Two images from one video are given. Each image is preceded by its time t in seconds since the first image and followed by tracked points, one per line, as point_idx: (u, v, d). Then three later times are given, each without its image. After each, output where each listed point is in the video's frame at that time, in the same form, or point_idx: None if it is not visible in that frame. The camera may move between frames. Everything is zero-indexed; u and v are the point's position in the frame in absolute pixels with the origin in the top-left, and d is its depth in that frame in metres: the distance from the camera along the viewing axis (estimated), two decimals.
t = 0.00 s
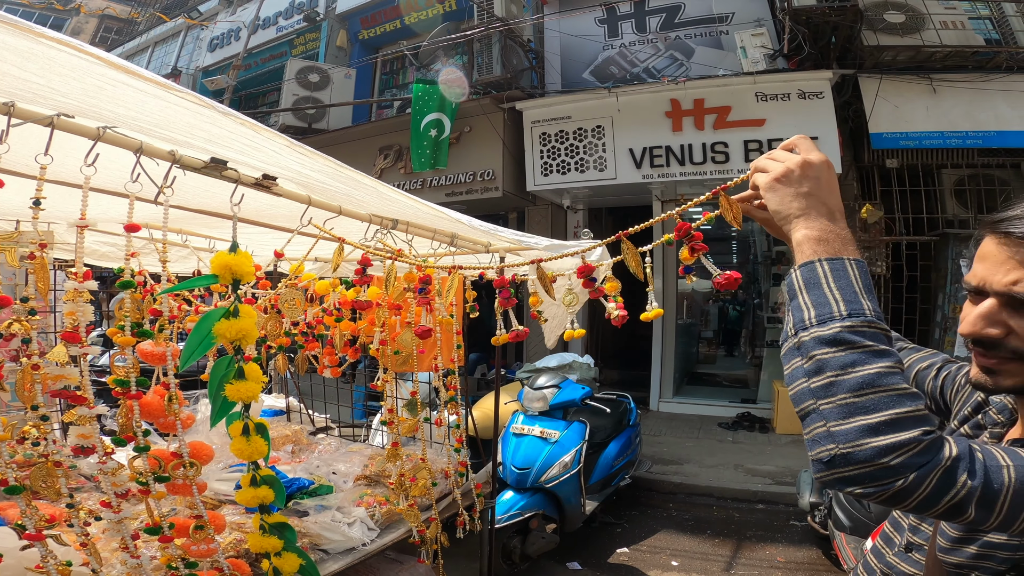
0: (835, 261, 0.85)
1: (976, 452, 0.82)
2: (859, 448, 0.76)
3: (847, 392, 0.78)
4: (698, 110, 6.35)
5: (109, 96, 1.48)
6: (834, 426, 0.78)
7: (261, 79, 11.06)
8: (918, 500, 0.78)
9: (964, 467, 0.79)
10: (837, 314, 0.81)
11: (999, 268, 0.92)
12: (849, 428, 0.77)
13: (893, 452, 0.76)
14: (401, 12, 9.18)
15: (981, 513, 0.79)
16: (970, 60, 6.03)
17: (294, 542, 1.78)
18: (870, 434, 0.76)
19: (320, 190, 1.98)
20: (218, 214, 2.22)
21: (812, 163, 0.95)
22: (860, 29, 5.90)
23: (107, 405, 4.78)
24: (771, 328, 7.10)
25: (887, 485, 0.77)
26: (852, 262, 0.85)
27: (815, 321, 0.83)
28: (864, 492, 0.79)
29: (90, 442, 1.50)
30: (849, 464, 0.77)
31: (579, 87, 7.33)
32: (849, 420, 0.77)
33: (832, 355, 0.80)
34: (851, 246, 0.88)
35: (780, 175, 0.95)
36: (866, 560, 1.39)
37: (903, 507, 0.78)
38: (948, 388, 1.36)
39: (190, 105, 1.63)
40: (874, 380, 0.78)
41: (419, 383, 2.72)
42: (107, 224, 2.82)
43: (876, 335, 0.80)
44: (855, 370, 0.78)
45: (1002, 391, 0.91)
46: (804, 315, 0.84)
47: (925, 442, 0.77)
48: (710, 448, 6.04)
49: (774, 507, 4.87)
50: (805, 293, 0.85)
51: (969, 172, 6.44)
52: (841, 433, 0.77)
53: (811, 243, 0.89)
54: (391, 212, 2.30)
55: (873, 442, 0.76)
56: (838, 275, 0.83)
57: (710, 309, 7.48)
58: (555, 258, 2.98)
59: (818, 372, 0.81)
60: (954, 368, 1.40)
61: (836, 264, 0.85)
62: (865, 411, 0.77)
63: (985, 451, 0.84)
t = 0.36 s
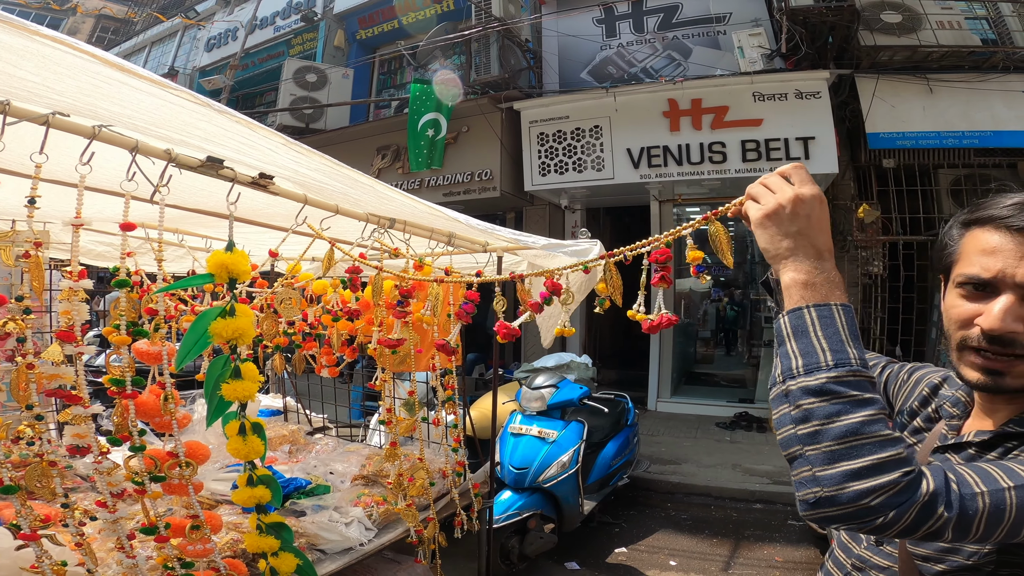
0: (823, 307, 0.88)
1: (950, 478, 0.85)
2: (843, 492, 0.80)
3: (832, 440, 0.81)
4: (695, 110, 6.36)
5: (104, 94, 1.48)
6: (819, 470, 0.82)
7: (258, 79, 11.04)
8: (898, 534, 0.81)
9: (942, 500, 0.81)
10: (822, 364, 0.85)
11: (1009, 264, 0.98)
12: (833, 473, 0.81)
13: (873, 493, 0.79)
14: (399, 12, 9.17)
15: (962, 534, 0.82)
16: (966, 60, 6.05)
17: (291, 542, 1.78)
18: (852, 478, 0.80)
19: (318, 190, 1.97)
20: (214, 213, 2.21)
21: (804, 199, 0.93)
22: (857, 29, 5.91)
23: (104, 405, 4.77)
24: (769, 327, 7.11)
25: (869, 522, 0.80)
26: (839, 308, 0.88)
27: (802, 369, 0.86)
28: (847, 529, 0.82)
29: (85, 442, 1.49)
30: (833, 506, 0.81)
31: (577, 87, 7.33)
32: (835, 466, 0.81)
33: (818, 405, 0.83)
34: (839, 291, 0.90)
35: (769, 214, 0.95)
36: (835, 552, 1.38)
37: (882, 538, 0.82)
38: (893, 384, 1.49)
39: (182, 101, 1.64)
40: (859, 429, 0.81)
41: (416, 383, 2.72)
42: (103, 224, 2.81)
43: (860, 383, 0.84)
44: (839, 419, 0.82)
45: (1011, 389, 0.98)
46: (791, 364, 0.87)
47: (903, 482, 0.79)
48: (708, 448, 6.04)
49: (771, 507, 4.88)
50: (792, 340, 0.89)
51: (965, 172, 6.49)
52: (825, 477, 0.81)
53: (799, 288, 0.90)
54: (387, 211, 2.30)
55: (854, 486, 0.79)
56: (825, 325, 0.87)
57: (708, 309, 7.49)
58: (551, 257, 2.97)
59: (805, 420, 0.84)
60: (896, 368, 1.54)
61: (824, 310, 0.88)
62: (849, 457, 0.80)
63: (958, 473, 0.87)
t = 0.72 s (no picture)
0: (805, 324, 0.92)
1: (940, 492, 0.86)
2: (828, 507, 0.82)
3: (816, 455, 0.84)
4: (693, 110, 6.37)
5: (99, 96, 1.49)
6: (805, 486, 0.85)
7: (256, 79, 11.03)
8: (887, 546, 0.83)
9: (930, 513, 0.82)
10: (806, 381, 0.88)
11: (998, 265, 0.99)
12: (818, 488, 0.84)
13: (858, 508, 0.81)
14: (396, 12, 9.18)
15: (957, 546, 0.83)
16: (963, 60, 6.07)
17: (288, 541, 1.78)
18: (837, 493, 0.82)
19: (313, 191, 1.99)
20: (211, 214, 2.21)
21: (782, 216, 0.99)
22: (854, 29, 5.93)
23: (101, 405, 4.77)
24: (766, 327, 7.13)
25: (856, 536, 0.82)
26: (822, 324, 0.91)
27: (786, 387, 0.90)
28: (836, 543, 0.85)
29: (82, 442, 1.48)
30: (819, 521, 0.83)
31: (575, 87, 7.34)
32: (820, 481, 0.83)
33: (802, 422, 0.86)
34: (820, 306, 0.94)
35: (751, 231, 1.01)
36: (831, 559, 1.39)
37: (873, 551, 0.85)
38: (887, 388, 1.49)
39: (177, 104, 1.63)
40: (842, 445, 0.83)
41: (413, 383, 2.72)
42: (100, 225, 2.81)
43: (844, 399, 0.86)
44: (823, 436, 0.84)
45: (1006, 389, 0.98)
46: (776, 381, 0.91)
47: (889, 497, 0.81)
48: (706, 448, 6.06)
49: (769, 506, 4.90)
50: (777, 358, 0.92)
51: (961, 172, 6.50)
52: (811, 492, 0.83)
53: (782, 304, 0.95)
54: (384, 212, 2.30)
55: (839, 501, 0.82)
56: (808, 343, 0.90)
57: (705, 309, 7.50)
58: (548, 258, 2.97)
59: (790, 437, 0.87)
60: (889, 372, 1.54)
61: (806, 327, 0.91)
62: (833, 472, 0.83)
63: (948, 485, 0.88)
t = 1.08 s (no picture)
0: (806, 327, 0.92)
1: (941, 502, 0.85)
2: (822, 515, 0.83)
3: (811, 463, 0.85)
4: (692, 109, 6.38)
5: (97, 96, 1.50)
6: (800, 493, 0.85)
7: (256, 79, 11.04)
8: (883, 555, 0.83)
9: (929, 524, 0.82)
10: (805, 386, 0.89)
11: (950, 259, 1.01)
12: (813, 496, 0.84)
13: (853, 516, 0.82)
14: (396, 12, 9.18)
15: (960, 557, 0.83)
16: (962, 59, 6.07)
17: (287, 539, 1.79)
18: (832, 502, 0.83)
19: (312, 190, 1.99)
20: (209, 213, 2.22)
21: (781, 218, 1.00)
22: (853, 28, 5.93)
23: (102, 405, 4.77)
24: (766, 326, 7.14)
25: (852, 545, 0.83)
26: (822, 328, 0.92)
27: (784, 392, 0.90)
28: (832, 551, 0.86)
29: (80, 440, 1.49)
30: (813, 529, 0.84)
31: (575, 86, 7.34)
32: (815, 489, 0.84)
33: (799, 428, 0.87)
34: (821, 309, 0.94)
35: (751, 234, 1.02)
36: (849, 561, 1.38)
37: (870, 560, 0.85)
38: (915, 388, 1.42)
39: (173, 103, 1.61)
40: (838, 452, 0.84)
41: (412, 381, 2.72)
42: (99, 224, 2.82)
43: (842, 405, 0.87)
44: (819, 442, 0.85)
45: (959, 372, 0.97)
46: (774, 387, 0.92)
47: (886, 506, 0.82)
48: (706, 446, 6.06)
49: (769, 505, 4.90)
50: (776, 363, 0.93)
51: (962, 170, 6.47)
52: (806, 499, 0.84)
53: (782, 307, 0.95)
54: (382, 210, 2.30)
55: (834, 510, 0.83)
56: (807, 348, 0.91)
57: (706, 308, 7.50)
58: (547, 256, 2.97)
59: (787, 443, 0.88)
60: (917, 369, 1.46)
61: (806, 331, 0.92)
62: (828, 480, 0.84)
63: (953, 494, 0.87)
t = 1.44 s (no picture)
0: (799, 331, 0.92)
1: (935, 507, 0.85)
2: (812, 519, 0.84)
3: (802, 466, 0.85)
4: (695, 107, 6.36)
5: (95, 92, 1.49)
6: (791, 498, 0.86)
7: (259, 78, 11.07)
8: (876, 561, 0.84)
9: (921, 529, 0.82)
10: (795, 390, 0.89)
11: (944, 255, 1.02)
12: (803, 500, 0.85)
13: (843, 522, 0.82)
14: (398, 10, 9.18)
15: (957, 563, 0.82)
16: (966, 56, 6.04)
17: (286, 535, 1.78)
18: (822, 507, 0.83)
19: (312, 186, 1.97)
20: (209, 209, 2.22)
21: (775, 223, 1.03)
22: (856, 25, 5.90)
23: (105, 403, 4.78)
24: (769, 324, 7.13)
25: (842, 550, 0.84)
26: (816, 331, 0.92)
27: (776, 397, 0.91)
28: (823, 555, 0.86)
29: (80, 435, 1.50)
30: (803, 534, 0.85)
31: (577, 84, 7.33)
32: (804, 493, 0.85)
33: (790, 432, 0.87)
34: (815, 312, 0.94)
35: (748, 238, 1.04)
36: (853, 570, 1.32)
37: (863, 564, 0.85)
38: (936, 386, 1.38)
39: (170, 98, 1.64)
40: (828, 456, 0.84)
41: (412, 378, 2.72)
42: (100, 220, 2.82)
43: (834, 409, 0.87)
44: (810, 446, 0.85)
45: (963, 368, 0.97)
46: (766, 390, 0.92)
47: (877, 511, 0.82)
48: (708, 445, 6.05)
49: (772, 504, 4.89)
50: (769, 367, 0.93)
51: (965, 168, 6.48)
52: (796, 503, 0.85)
53: (778, 309, 0.96)
54: (381, 206, 2.29)
55: (824, 514, 0.83)
56: (799, 352, 0.91)
57: (708, 306, 7.49)
58: (548, 253, 2.97)
59: (778, 446, 0.88)
60: (938, 368, 1.42)
61: (799, 335, 0.92)
62: (819, 484, 0.84)
63: (949, 497, 0.86)
